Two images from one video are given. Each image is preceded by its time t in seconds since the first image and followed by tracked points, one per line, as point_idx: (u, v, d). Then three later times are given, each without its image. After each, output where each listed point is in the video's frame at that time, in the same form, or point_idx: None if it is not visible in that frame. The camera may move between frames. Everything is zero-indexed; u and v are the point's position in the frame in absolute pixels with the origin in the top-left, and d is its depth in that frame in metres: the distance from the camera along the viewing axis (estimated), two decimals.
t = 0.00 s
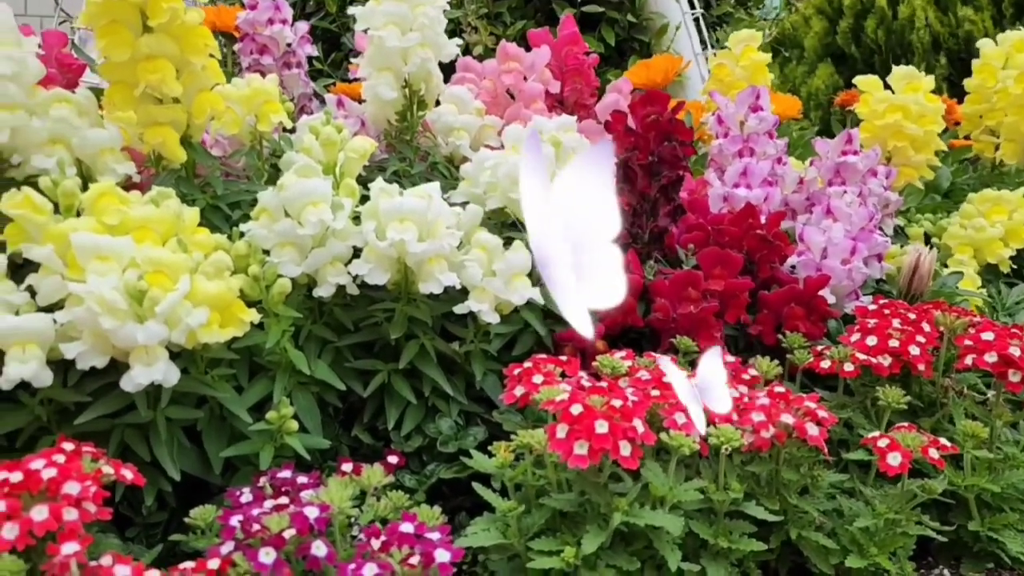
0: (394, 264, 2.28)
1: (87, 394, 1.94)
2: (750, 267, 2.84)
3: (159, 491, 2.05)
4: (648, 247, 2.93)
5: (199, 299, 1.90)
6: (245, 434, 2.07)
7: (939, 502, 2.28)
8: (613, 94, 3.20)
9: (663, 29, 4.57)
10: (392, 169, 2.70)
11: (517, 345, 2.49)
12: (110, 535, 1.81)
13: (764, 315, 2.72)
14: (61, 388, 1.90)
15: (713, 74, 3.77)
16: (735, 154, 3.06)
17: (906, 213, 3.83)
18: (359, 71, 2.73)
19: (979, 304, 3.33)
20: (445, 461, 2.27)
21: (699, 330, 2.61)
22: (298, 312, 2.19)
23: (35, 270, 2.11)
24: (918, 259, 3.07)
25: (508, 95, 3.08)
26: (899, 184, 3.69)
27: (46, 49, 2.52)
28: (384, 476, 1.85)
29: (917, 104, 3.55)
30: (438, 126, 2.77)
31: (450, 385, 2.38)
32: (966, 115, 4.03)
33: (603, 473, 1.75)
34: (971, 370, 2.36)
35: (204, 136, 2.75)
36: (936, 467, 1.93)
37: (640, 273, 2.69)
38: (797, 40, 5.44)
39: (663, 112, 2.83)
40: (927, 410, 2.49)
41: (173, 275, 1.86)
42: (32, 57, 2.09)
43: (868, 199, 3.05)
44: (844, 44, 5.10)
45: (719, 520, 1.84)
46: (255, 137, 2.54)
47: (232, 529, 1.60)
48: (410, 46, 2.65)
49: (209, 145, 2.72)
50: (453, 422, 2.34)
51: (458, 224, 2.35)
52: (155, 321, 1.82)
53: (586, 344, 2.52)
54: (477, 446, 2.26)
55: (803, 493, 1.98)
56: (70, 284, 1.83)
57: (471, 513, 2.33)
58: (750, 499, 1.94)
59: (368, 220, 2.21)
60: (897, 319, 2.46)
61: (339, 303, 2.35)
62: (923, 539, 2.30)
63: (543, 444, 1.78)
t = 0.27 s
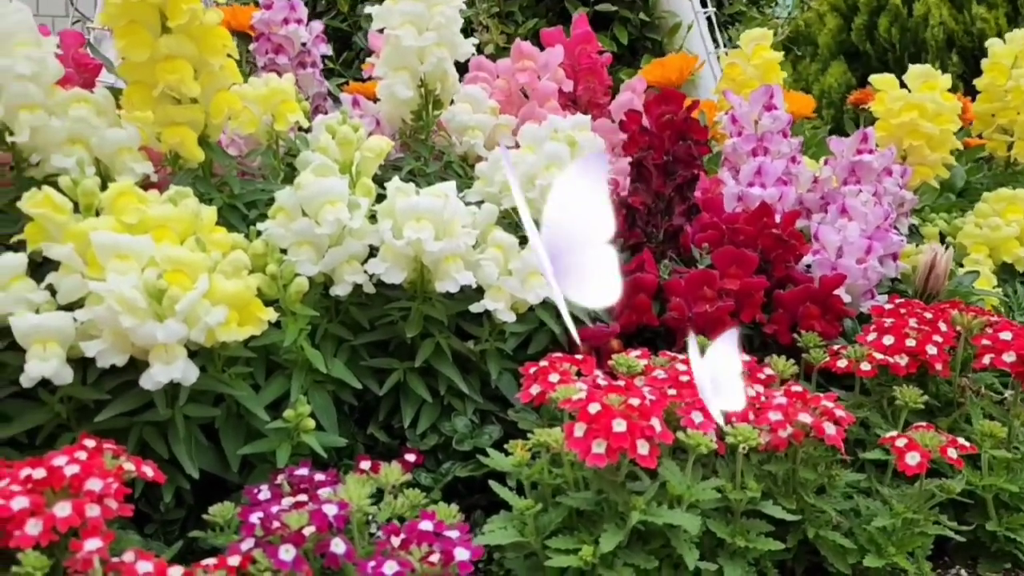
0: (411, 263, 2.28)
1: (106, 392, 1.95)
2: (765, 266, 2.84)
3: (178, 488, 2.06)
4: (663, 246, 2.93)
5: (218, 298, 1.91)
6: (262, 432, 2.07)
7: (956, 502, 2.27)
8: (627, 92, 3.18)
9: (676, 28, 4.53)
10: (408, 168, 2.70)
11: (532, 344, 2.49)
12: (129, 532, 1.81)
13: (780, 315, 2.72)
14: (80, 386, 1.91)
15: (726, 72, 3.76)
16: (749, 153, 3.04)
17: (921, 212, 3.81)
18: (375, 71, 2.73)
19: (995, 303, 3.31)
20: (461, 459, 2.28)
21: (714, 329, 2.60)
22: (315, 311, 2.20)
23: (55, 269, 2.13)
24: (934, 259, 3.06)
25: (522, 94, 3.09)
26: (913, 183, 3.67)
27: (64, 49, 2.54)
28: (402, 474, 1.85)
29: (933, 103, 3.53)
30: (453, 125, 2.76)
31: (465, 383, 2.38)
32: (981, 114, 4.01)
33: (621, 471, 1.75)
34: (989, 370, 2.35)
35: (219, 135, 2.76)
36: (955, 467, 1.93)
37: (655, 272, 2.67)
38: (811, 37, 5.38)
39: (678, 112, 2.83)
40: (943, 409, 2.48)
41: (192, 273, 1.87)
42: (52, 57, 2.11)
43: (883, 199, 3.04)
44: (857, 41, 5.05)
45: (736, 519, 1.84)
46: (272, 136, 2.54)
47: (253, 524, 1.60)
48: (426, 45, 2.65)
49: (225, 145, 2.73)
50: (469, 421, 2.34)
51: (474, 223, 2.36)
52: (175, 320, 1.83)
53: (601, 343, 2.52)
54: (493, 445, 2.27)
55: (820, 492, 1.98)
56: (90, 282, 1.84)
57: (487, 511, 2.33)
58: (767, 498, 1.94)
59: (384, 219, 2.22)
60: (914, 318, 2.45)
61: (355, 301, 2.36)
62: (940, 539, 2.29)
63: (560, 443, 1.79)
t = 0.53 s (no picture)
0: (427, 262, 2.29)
1: (126, 389, 1.96)
2: (781, 265, 2.83)
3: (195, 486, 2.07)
4: (679, 245, 2.93)
5: (237, 296, 1.92)
6: (279, 430, 2.07)
7: (973, 502, 2.26)
8: (641, 91, 3.18)
9: (688, 27, 4.52)
10: (424, 167, 2.71)
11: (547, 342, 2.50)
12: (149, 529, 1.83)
13: (795, 314, 2.71)
14: (100, 383, 1.93)
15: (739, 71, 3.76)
16: (764, 152, 3.03)
17: (935, 211, 3.80)
18: (390, 70, 2.73)
19: (1011, 303, 3.30)
20: (476, 457, 2.28)
21: (730, 328, 2.60)
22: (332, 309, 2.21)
23: (76, 267, 2.14)
24: (950, 258, 3.05)
25: (537, 93, 3.09)
26: (928, 182, 3.66)
27: (82, 49, 2.55)
28: (419, 472, 1.86)
29: (949, 102, 3.51)
30: (467, 124, 2.76)
31: (481, 382, 2.38)
32: (996, 112, 3.98)
33: (639, 470, 1.75)
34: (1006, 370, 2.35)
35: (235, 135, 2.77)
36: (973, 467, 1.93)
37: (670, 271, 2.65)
38: (822, 35, 5.28)
39: (694, 111, 2.83)
40: (960, 409, 2.47)
41: (212, 272, 1.88)
42: (72, 57, 2.12)
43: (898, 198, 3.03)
44: (870, 38, 4.99)
45: (753, 518, 1.85)
46: (287, 135, 2.55)
47: (273, 522, 1.61)
48: (442, 45, 2.65)
49: (241, 144, 2.74)
50: (484, 419, 2.35)
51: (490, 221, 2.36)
52: (195, 318, 1.84)
53: (617, 341, 2.52)
54: (508, 443, 2.27)
55: (837, 492, 1.97)
56: (111, 280, 1.85)
57: (503, 510, 2.33)
58: (785, 498, 1.94)
59: (401, 218, 2.22)
60: (930, 317, 2.44)
61: (372, 300, 2.37)
62: (956, 539, 2.28)
63: (577, 441, 1.79)
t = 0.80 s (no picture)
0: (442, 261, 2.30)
1: (145, 387, 1.98)
2: (797, 265, 2.82)
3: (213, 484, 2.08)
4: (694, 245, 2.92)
5: (256, 295, 1.93)
6: (295, 428, 2.07)
7: (991, 502, 2.25)
8: (655, 90, 3.17)
9: (700, 26, 4.52)
10: (439, 166, 2.71)
11: (563, 341, 2.50)
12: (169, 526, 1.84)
13: (811, 313, 2.70)
14: (120, 381, 1.94)
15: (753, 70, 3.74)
16: (778, 151, 3.03)
17: (950, 211, 3.78)
18: (406, 70, 2.73)
19: None
20: (492, 456, 2.28)
21: (746, 327, 2.59)
22: (348, 308, 2.22)
23: (94, 267, 2.15)
24: (966, 257, 3.03)
25: (551, 93, 3.09)
26: (944, 181, 3.64)
27: (100, 49, 2.57)
28: (437, 471, 1.86)
29: (965, 100, 3.48)
30: (482, 123, 2.76)
31: (496, 381, 2.38)
32: (1012, 111, 3.96)
33: (656, 469, 1.75)
34: None
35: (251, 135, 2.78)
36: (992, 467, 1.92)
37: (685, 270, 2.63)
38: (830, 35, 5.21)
39: (710, 110, 2.81)
40: (978, 409, 2.46)
41: (231, 271, 1.89)
42: (92, 57, 2.14)
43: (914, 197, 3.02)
44: (880, 36, 4.93)
45: (770, 518, 1.84)
46: (303, 134, 2.55)
47: (293, 520, 1.62)
48: (458, 45, 2.66)
49: (257, 143, 2.75)
50: (500, 418, 2.34)
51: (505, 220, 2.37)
52: (214, 317, 1.85)
53: (632, 340, 2.52)
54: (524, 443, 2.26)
55: (854, 492, 1.97)
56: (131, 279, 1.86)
57: (518, 509, 2.33)
58: (802, 497, 1.94)
59: (417, 217, 2.23)
60: (948, 317, 2.43)
61: (387, 299, 2.37)
62: (974, 539, 2.27)
63: (594, 440, 1.79)
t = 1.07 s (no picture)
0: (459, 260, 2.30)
1: (163, 386, 1.98)
2: (813, 264, 2.81)
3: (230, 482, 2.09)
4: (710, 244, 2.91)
5: (273, 294, 1.94)
6: (312, 427, 2.08)
7: (1009, 503, 2.24)
8: (669, 90, 3.16)
9: (712, 25, 4.52)
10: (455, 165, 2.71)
11: (578, 340, 2.50)
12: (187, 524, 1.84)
13: (827, 313, 2.69)
14: (138, 380, 1.95)
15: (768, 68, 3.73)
16: (794, 150, 3.02)
17: (966, 211, 3.75)
18: (421, 69, 2.74)
19: None
20: (508, 455, 2.28)
21: (762, 327, 2.59)
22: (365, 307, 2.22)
23: (113, 265, 2.16)
24: (983, 257, 3.01)
25: (566, 92, 3.08)
26: (960, 181, 3.61)
27: (117, 49, 2.58)
28: (454, 470, 1.86)
29: (982, 100, 3.46)
30: (497, 122, 2.75)
31: (512, 380, 2.38)
32: None
33: (674, 469, 1.75)
34: None
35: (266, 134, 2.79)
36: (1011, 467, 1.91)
37: (701, 270, 2.63)
38: (840, 35, 5.15)
39: (726, 109, 2.80)
40: (996, 410, 2.45)
41: (248, 270, 1.90)
42: (110, 57, 2.15)
43: (931, 197, 3.00)
44: (890, 37, 4.85)
45: (788, 518, 1.84)
46: (318, 133, 2.56)
47: (311, 518, 1.62)
48: (473, 44, 2.65)
49: (272, 143, 2.76)
50: (515, 417, 2.35)
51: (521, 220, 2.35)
52: (232, 316, 1.86)
53: (648, 340, 2.51)
54: (540, 442, 2.27)
55: (872, 491, 1.97)
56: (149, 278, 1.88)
57: (534, 508, 2.33)
58: (820, 498, 1.93)
59: (434, 216, 2.23)
60: (966, 317, 2.42)
61: (403, 298, 2.37)
62: (992, 541, 2.26)
63: (611, 440, 1.79)
